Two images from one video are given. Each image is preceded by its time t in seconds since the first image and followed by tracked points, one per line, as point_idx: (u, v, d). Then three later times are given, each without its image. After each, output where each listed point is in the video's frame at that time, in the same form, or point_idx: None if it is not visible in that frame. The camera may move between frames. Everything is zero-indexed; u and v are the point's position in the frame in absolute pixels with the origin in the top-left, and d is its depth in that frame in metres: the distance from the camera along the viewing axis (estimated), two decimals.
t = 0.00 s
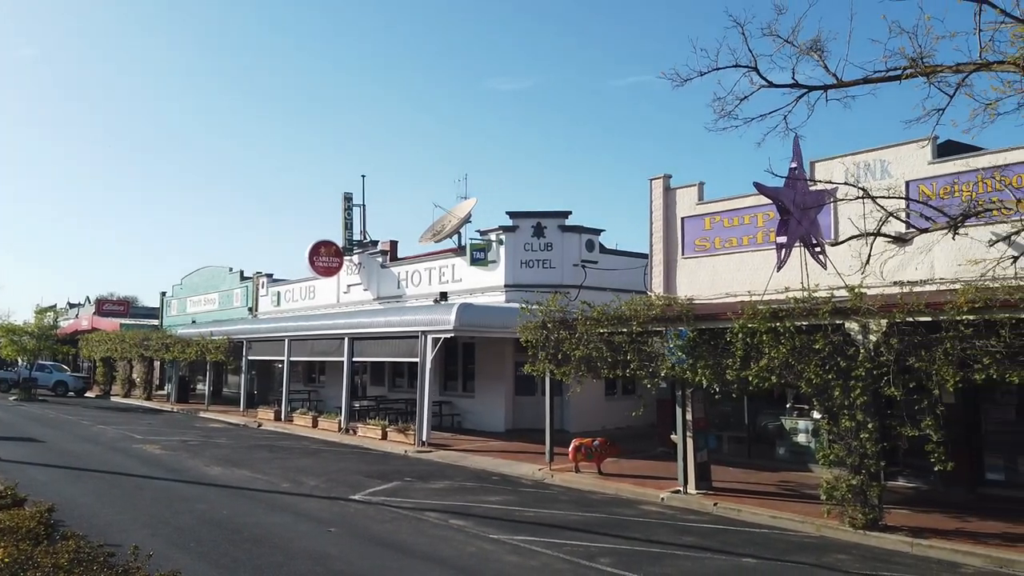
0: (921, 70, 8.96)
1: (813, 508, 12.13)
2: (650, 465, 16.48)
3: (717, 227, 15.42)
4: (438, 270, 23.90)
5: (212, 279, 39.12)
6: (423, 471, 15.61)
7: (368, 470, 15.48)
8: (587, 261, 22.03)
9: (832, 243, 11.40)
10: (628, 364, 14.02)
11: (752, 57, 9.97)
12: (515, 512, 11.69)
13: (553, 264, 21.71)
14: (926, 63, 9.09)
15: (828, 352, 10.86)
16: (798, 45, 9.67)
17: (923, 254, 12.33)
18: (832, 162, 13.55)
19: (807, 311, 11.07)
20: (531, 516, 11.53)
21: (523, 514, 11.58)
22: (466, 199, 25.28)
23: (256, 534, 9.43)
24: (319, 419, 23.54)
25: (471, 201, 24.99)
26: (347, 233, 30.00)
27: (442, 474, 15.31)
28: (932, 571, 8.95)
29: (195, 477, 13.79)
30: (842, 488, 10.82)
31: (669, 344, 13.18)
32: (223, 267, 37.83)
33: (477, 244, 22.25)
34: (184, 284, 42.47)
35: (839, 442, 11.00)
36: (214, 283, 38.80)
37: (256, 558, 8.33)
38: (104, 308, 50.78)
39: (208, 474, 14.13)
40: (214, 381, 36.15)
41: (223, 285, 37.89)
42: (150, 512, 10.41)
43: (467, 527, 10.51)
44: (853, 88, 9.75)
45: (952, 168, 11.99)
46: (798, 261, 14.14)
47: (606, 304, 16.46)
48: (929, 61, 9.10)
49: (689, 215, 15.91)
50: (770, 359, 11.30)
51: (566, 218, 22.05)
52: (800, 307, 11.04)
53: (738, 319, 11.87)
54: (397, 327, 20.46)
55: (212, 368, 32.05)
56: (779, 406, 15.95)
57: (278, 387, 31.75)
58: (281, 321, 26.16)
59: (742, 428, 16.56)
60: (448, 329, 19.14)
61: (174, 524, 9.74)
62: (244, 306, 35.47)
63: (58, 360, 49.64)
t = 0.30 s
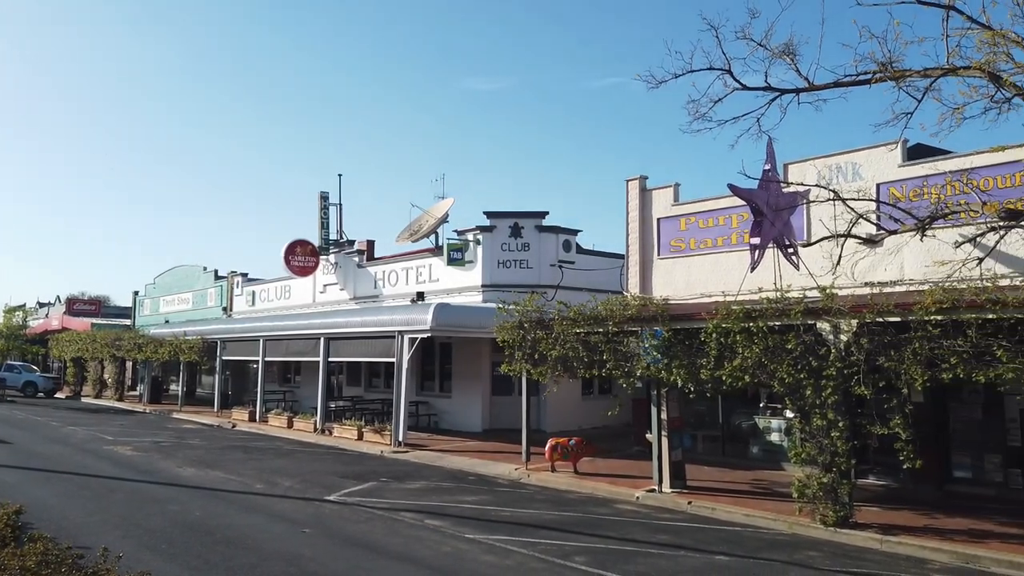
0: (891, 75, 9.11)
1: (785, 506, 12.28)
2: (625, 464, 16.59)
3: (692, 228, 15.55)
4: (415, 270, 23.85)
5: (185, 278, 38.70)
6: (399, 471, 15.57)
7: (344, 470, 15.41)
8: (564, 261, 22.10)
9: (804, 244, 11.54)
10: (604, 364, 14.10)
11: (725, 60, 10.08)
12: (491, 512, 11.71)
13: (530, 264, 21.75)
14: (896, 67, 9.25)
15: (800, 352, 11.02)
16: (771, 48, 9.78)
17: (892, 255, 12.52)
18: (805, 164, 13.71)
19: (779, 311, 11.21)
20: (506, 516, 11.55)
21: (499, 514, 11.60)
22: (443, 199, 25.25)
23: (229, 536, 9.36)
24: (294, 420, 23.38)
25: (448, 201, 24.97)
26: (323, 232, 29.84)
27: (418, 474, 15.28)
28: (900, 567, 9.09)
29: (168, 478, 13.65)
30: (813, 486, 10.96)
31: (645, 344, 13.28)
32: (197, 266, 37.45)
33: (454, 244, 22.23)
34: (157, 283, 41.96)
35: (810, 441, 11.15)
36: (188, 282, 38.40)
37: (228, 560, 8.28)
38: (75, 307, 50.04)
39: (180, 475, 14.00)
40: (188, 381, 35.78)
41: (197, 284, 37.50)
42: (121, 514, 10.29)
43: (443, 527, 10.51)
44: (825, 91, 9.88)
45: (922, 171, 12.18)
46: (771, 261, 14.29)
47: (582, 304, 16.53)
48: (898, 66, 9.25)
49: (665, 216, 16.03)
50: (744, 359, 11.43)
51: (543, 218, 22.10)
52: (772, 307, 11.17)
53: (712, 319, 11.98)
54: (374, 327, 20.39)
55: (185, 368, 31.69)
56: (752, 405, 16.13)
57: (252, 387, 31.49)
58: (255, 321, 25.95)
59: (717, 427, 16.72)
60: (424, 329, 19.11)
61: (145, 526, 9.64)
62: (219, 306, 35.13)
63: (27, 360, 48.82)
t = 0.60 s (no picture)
0: (860, 78, 9.25)
1: (757, 504, 12.42)
2: (599, 463, 16.66)
3: (666, 228, 15.66)
4: (390, 270, 23.76)
5: (156, 277, 38.21)
6: (373, 471, 15.50)
7: (317, 471, 15.30)
8: (540, 261, 22.14)
9: (776, 245, 11.67)
10: (579, 363, 14.15)
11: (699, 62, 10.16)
12: (466, 512, 11.70)
13: (506, 264, 21.77)
14: (864, 71, 9.39)
15: (772, 351, 11.14)
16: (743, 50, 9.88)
17: (862, 255, 12.71)
18: (777, 165, 13.87)
19: (751, 311, 11.33)
20: (480, 515, 11.56)
21: (473, 513, 11.61)
22: (419, 198, 25.18)
23: (200, 537, 9.27)
24: (267, 420, 23.18)
25: (424, 200, 24.91)
26: (298, 231, 29.61)
27: (392, 474, 15.23)
28: (869, 564, 9.24)
29: (137, 479, 13.48)
30: (784, 483, 11.11)
31: (619, 343, 13.36)
32: (169, 265, 36.99)
33: (429, 244, 22.16)
34: (127, 282, 41.39)
35: (781, 439, 11.29)
36: (159, 281, 37.91)
37: (199, 561, 8.20)
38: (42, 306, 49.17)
39: (150, 476, 13.83)
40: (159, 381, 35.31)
41: (168, 283, 37.05)
42: (90, 515, 10.15)
43: (417, 527, 10.48)
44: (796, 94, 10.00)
45: (890, 173, 12.38)
46: (744, 262, 14.43)
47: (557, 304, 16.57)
48: (866, 70, 9.40)
49: (640, 216, 16.13)
50: (716, 358, 11.54)
51: (519, 218, 22.12)
52: (745, 307, 11.30)
53: (685, 319, 12.08)
54: (348, 326, 20.28)
55: (156, 368, 31.27)
56: (725, 404, 16.29)
57: (225, 387, 31.16)
58: (228, 320, 25.68)
59: (690, 426, 16.86)
60: (399, 328, 19.04)
61: (113, 527, 9.51)
62: (190, 305, 34.72)
63: None
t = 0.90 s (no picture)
0: (836, 81, 9.36)
1: (735, 503, 12.52)
2: (579, 463, 16.72)
3: (647, 229, 15.74)
4: (371, 269, 23.68)
5: (133, 276, 37.81)
6: (354, 472, 15.45)
7: (297, 471, 15.23)
8: (521, 261, 22.16)
9: (754, 246, 11.77)
10: (559, 363, 14.19)
11: (678, 63, 10.24)
12: (446, 512, 11.70)
13: (487, 264, 21.77)
14: (840, 74, 9.51)
15: (750, 351, 11.25)
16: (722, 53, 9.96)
17: (838, 256, 12.86)
18: (756, 167, 13.99)
19: (730, 311, 11.43)
20: (460, 515, 11.57)
21: (453, 513, 11.62)
22: (401, 198, 25.12)
23: (178, 539, 9.20)
24: (245, 420, 23.03)
25: (405, 199, 24.86)
26: (277, 230, 29.43)
27: (372, 474, 15.19)
28: (844, 561, 9.35)
29: (113, 480, 13.34)
30: (762, 482, 11.22)
31: (600, 343, 13.42)
32: (146, 264, 36.62)
33: (411, 243, 22.11)
34: (104, 281, 40.94)
35: (759, 438, 11.39)
36: (136, 280, 37.53)
37: (176, 562, 8.14)
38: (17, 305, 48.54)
39: (127, 478, 13.69)
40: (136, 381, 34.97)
41: (146, 282, 36.68)
42: (65, 517, 10.03)
43: (397, 527, 10.47)
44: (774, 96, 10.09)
45: (866, 174, 12.54)
46: (723, 263, 14.54)
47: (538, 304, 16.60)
48: (842, 73, 9.52)
49: (621, 217, 16.20)
50: (695, 358, 11.63)
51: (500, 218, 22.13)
52: (723, 307, 11.39)
53: (665, 319, 12.15)
54: (329, 326, 20.19)
55: (133, 368, 30.94)
56: (704, 404, 16.39)
57: (203, 387, 30.91)
58: (207, 320, 25.48)
59: (670, 426, 16.96)
60: (380, 328, 18.99)
61: (89, 529, 9.42)
62: (168, 305, 34.39)
63: None
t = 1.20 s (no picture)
0: (813, 85, 9.49)
1: (713, 501, 12.64)
2: (559, 462, 16.80)
3: (627, 230, 15.84)
4: (352, 269, 23.62)
5: (111, 275, 37.42)
6: (334, 472, 15.41)
7: (276, 472, 15.17)
8: (502, 261, 22.19)
9: (732, 247, 11.89)
10: (540, 363, 14.24)
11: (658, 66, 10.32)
12: (426, 512, 11.71)
13: (469, 264, 21.78)
14: (817, 78, 9.64)
15: (728, 351, 11.36)
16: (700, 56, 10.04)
17: (815, 258, 13.02)
18: (735, 169, 14.12)
19: (709, 311, 11.53)
20: (440, 514, 11.59)
21: (433, 513, 11.63)
22: (382, 197, 25.08)
23: (156, 540, 9.15)
24: (225, 421, 22.88)
25: (387, 199, 24.83)
26: (258, 229, 29.25)
27: (352, 475, 15.16)
28: (820, 558, 9.47)
29: (90, 481, 13.22)
30: (740, 481, 11.34)
31: (580, 343, 13.48)
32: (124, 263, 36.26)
33: (392, 243, 22.08)
34: (81, 280, 40.49)
35: (737, 437, 11.51)
36: (113, 279, 37.15)
37: (153, 564, 8.10)
38: None
39: (104, 479, 13.56)
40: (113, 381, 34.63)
41: (124, 281, 36.30)
42: (40, 519, 9.93)
43: (377, 527, 10.47)
44: (752, 99, 10.21)
45: (843, 177, 12.70)
46: (702, 264, 14.66)
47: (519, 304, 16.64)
48: (819, 77, 9.64)
49: (602, 218, 16.29)
50: (675, 358, 11.73)
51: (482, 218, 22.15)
52: (702, 308, 11.48)
53: (644, 319, 12.24)
54: (309, 326, 20.11)
55: (110, 368, 30.61)
56: (683, 403, 16.53)
57: (181, 388, 30.65)
58: (186, 319, 25.28)
59: (649, 425, 17.08)
60: (361, 328, 18.95)
61: (65, 531, 9.34)
62: (147, 304, 34.06)
63: None
